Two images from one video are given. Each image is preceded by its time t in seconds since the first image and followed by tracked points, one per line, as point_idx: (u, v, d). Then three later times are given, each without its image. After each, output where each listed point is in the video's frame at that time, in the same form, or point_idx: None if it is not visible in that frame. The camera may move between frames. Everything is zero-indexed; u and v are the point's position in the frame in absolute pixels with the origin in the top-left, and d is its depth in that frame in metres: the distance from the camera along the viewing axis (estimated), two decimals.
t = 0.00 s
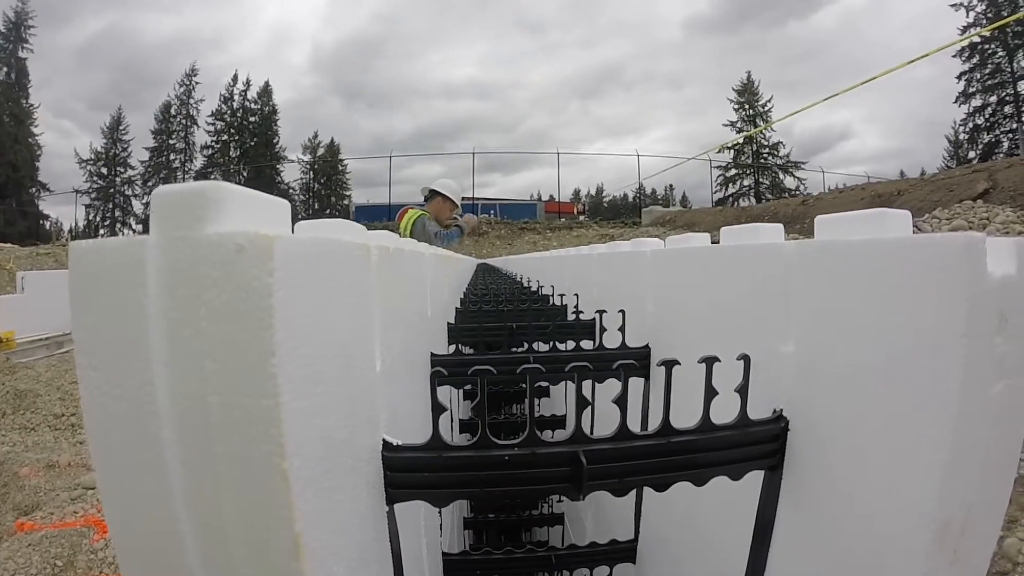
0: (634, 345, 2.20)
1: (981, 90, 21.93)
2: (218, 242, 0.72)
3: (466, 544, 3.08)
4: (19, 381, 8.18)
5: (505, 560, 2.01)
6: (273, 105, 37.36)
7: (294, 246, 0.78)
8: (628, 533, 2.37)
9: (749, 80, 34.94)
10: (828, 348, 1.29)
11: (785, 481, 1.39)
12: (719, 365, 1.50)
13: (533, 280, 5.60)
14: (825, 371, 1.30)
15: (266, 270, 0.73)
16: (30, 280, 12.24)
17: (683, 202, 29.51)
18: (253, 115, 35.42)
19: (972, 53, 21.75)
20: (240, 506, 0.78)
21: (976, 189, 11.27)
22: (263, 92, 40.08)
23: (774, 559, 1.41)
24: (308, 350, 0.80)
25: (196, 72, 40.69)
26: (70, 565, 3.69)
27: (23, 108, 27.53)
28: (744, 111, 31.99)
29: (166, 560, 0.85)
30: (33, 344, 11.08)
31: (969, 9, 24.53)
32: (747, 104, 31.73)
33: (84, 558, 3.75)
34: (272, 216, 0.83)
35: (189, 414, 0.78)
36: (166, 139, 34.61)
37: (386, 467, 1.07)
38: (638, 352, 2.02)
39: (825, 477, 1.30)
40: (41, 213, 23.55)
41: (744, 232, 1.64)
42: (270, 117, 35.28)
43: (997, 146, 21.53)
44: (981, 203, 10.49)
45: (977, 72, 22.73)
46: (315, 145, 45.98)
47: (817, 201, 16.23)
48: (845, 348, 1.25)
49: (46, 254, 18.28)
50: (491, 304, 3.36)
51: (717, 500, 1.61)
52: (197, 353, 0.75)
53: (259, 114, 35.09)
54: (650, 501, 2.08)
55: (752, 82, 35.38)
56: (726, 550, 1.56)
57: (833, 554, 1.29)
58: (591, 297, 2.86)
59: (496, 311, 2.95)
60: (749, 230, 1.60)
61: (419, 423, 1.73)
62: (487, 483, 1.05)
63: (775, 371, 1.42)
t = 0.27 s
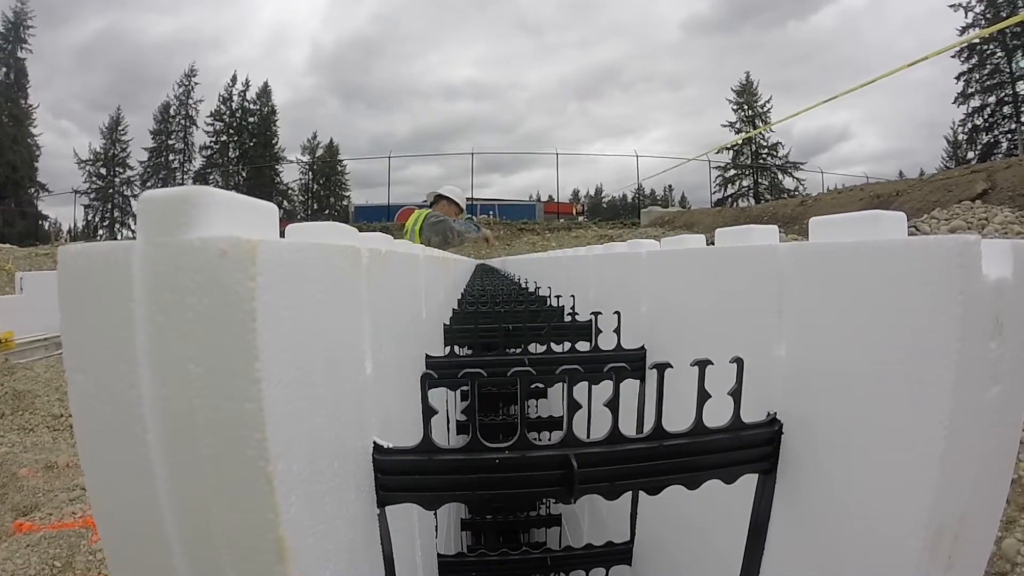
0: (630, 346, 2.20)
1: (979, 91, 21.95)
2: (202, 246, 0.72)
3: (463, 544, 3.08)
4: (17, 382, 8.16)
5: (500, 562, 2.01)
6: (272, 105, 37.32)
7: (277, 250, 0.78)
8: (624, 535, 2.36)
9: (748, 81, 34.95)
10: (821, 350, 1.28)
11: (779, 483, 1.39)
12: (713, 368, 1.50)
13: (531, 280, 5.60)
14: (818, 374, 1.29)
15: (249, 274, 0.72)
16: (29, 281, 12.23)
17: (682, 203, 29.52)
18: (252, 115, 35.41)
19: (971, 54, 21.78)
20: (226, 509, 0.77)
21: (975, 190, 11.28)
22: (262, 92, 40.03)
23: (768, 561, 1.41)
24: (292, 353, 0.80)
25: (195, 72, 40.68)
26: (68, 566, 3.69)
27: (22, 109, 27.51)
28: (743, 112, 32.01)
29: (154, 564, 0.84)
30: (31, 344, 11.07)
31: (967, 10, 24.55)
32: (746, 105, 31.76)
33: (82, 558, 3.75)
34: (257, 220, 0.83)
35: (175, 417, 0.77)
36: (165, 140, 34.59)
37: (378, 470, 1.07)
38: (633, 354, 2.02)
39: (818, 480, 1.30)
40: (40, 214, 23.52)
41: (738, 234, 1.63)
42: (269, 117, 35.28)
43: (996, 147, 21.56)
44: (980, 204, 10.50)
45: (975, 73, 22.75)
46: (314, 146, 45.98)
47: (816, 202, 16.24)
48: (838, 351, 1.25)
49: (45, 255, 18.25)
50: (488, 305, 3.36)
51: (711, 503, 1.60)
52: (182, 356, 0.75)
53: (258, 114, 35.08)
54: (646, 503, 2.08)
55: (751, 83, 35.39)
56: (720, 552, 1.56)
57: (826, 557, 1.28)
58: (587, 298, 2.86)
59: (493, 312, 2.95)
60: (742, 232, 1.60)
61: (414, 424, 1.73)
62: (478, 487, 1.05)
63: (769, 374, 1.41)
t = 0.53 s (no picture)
0: (630, 347, 2.19)
1: (984, 92, 21.85)
2: (192, 247, 0.72)
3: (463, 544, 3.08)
4: (21, 380, 8.18)
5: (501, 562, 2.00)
6: (276, 104, 37.38)
7: (267, 251, 0.77)
8: (624, 536, 2.35)
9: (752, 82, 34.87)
10: (820, 353, 1.27)
11: (778, 487, 1.38)
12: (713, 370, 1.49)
13: (533, 281, 5.59)
14: (817, 377, 1.28)
15: (238, 274, 0.72)
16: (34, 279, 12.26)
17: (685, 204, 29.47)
18: (256, 115, 35.50)
19: (975, 55, 21.70)
20: (215, 506, 0.77)
21: (980, 191, 11.22)
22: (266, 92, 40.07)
23: (767, 565, 1.40)
24: (282, 353, 0.79)
25: (199, 72, 40.83)
26: (70, 565, 3.70)
27: (28, 108, 27.60)
28: (747, 113, 31.97)
29: (146, 563, 0.84)
30: (35, 342, 11.11)
31: (973, 11, 24.44)
32: (749, 106, 31.70)
33: (84, 557, 3.76)
34: (248, 222, 0.83)
35: (166, 416, 0.77)
36: (169, 139, 34.70)
37: (373, 470, 1.06)
38: (633, 355, 2.00)
39: (817, 483, 1.29)
40: (44, 213, 23.57)
41: (739, 235, 1.62)
42: (273, 117, 35.36)
43: (1001, 148, 21.45)
44: (984, 205, 10.45)
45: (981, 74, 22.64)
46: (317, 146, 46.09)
47: (820, 203, 16.18)
48: (838, 354, 1.23)
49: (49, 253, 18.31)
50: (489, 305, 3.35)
51: (711, 506, 1.59)
52: (173, 355, 0.75)
53: (262, 114, 35.18)
54: (646, 505, 2.07)
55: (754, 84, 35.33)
56: (719, 556, 1.54)
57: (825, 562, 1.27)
58: (588, 299, 2.85)
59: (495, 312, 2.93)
60: (743, 233, 1.59)
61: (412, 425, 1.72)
62: (474, 489, 1.04)
63: (768, 377, 1.40)
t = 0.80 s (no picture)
0: (628, 345, 2.18)
1: (988, 90, 21.74)
2: (172, 240, 0.72)
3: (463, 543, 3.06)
4: (24, 380, 8.22)
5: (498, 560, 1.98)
6: (279, 104, 37.44)
7: (249, 245, 0.77)
8: (623, 535, 2.33)
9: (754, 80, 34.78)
10: (815, 349, 1.26)
11: (773, 485, 1.37)
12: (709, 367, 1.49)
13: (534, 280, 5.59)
14: (811, 374, 1.27)
15: (216, 266, 0.72)
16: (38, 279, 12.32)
17: (688, 203, 29.42)
18: (259, 115, 35.57)
19: (979, 53, 21.59)
20: (197, 499, 0.77)
21: (983, 190, 11.16)
22: (268, 93, 40.12)
23: (761, 563, 1.39)
24: (265, 347, 0.79)
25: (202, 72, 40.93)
26: (73, 563, 3.72)
27: (31, 108, 27.72)
28: (749, 112, 31.89)
29: (132, 556, 0.84)
30: (39, 342, 11.16)
31: (976, 8, 24.32)
32: (752, 104, 31.62)
33: (86, 555, 3.78)
34: (233, 216, 0.83)
35: (150, 408, 0.77)
36: (173, 139, 34.79)
37: (363, 466, 1.06)
38: (630, 352, 1.99)
39: (811, 481, 1.27)
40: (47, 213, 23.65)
41: (736, 230, 1.60)
42: (275, 117, 35.42)
43: (1004, 146, 21.33)
44: (988, 204, 10.39)
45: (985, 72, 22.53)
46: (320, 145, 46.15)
47: (823, 202, 16.13)
48: (832, 351, 1.22)
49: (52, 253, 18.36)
50: (488, 303, 3.35)
51: (707, 504, 1.58)
52: (155, 348, 0.75)
53: (265, 114, 35.25)
54: (644, 504, 2.06)
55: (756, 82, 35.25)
56: (715, 555, 1.53)
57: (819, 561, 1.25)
58: (587, 297, 2.84)
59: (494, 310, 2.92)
60: (740, 229, 1.57)
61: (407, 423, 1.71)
62: (463, 485, 1.04)
63: (764, 374, 1.39)
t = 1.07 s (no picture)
0: (621, 345, 2.18)
1: (988, 90, 21.70)
2: (149, 242, 0.72)
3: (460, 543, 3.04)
4: (25, 381, 8.23)
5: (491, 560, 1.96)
6: (279, 106, 37.48)
7: (226, 246, 0.77)
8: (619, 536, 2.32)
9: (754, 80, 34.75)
10: (802, 349, 1.26)
11: (763, 486, 1.36)
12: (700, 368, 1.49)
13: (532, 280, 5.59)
14: (799, 374, 1.26)
15: (191, 268, 0.72)
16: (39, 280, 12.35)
17: (688, 203, 29.41)
18: (259, 117, 35.62)
19: (979, 52, 21.56)
20: (177, 495, 0.78)
21: (982, 189, 11.14)
22: (268, 94, 40.10)
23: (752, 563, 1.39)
24: (242, 346, 0.80)
25: (202, 73, 40.99)
26: (72, 564, 3.72)
27: (32, 110, 27.79)
28: (750, 112, 31.87)
29: (114, 555, 0.84)
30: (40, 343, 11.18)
31: (976, 8, 24.29)
32: (752, 104, 31.60)
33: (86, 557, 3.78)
34: (213, 218, 0.83)
35: (132, 406, 0.78)
36: (173, 140, 34.85)
37: (350, 466, 1.06)
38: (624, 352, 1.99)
39: (799, 482, 1.27)
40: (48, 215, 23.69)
41: (727, 230, 1.59)
42: (275, 118, 35.47)
43: (1004, 146, 21.29)
44: (987, 203, 10.36)
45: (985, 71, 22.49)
46: (320, 147, 46.20)
47: (822, 202, 16.11)
48: (819, 352, 1.21)
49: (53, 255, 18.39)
50: (485, 304, 3.35)
51: (699, 505, 1.58)
52: (135, 347, 0.75)
53: (265, 115, 35.30)
54: (639, 505, 2.05)
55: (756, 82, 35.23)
56: (707, 556, 1.53)
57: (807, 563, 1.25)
58: (583, 297, 2.84)
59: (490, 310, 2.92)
60: (730, 228, 1.57)
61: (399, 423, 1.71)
62: (448, 486, 1.04)
63: (754, 374, 1.39)
